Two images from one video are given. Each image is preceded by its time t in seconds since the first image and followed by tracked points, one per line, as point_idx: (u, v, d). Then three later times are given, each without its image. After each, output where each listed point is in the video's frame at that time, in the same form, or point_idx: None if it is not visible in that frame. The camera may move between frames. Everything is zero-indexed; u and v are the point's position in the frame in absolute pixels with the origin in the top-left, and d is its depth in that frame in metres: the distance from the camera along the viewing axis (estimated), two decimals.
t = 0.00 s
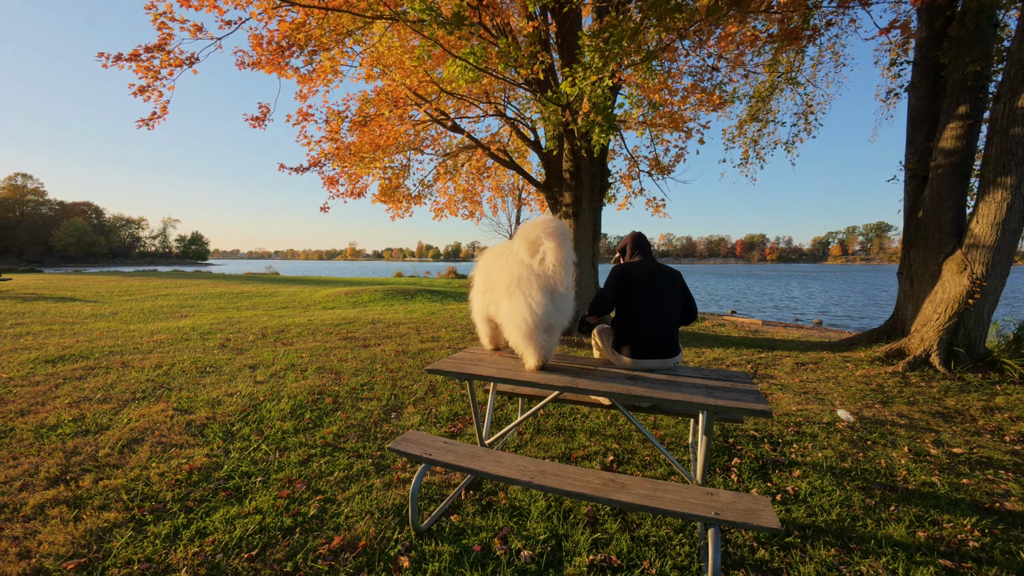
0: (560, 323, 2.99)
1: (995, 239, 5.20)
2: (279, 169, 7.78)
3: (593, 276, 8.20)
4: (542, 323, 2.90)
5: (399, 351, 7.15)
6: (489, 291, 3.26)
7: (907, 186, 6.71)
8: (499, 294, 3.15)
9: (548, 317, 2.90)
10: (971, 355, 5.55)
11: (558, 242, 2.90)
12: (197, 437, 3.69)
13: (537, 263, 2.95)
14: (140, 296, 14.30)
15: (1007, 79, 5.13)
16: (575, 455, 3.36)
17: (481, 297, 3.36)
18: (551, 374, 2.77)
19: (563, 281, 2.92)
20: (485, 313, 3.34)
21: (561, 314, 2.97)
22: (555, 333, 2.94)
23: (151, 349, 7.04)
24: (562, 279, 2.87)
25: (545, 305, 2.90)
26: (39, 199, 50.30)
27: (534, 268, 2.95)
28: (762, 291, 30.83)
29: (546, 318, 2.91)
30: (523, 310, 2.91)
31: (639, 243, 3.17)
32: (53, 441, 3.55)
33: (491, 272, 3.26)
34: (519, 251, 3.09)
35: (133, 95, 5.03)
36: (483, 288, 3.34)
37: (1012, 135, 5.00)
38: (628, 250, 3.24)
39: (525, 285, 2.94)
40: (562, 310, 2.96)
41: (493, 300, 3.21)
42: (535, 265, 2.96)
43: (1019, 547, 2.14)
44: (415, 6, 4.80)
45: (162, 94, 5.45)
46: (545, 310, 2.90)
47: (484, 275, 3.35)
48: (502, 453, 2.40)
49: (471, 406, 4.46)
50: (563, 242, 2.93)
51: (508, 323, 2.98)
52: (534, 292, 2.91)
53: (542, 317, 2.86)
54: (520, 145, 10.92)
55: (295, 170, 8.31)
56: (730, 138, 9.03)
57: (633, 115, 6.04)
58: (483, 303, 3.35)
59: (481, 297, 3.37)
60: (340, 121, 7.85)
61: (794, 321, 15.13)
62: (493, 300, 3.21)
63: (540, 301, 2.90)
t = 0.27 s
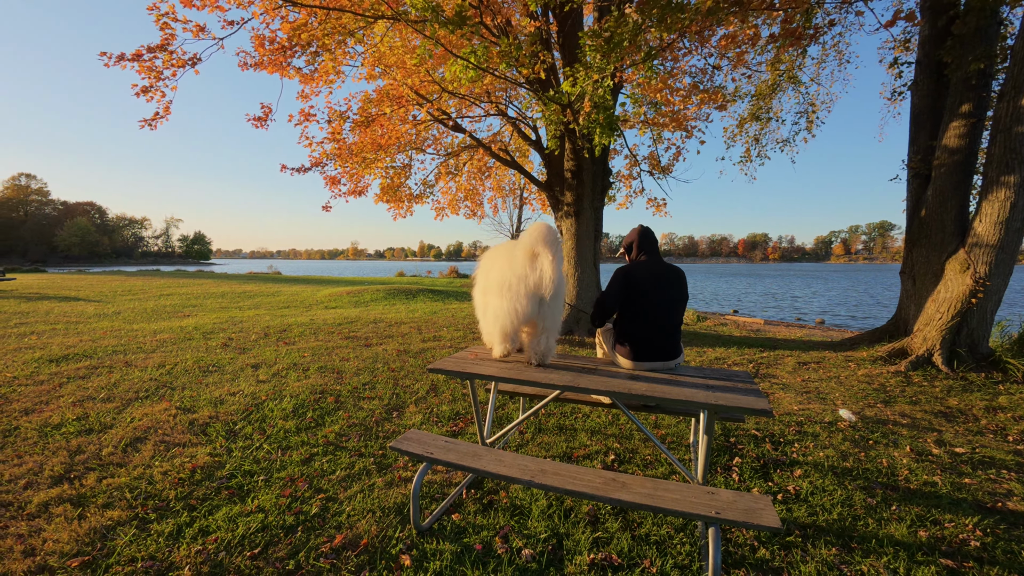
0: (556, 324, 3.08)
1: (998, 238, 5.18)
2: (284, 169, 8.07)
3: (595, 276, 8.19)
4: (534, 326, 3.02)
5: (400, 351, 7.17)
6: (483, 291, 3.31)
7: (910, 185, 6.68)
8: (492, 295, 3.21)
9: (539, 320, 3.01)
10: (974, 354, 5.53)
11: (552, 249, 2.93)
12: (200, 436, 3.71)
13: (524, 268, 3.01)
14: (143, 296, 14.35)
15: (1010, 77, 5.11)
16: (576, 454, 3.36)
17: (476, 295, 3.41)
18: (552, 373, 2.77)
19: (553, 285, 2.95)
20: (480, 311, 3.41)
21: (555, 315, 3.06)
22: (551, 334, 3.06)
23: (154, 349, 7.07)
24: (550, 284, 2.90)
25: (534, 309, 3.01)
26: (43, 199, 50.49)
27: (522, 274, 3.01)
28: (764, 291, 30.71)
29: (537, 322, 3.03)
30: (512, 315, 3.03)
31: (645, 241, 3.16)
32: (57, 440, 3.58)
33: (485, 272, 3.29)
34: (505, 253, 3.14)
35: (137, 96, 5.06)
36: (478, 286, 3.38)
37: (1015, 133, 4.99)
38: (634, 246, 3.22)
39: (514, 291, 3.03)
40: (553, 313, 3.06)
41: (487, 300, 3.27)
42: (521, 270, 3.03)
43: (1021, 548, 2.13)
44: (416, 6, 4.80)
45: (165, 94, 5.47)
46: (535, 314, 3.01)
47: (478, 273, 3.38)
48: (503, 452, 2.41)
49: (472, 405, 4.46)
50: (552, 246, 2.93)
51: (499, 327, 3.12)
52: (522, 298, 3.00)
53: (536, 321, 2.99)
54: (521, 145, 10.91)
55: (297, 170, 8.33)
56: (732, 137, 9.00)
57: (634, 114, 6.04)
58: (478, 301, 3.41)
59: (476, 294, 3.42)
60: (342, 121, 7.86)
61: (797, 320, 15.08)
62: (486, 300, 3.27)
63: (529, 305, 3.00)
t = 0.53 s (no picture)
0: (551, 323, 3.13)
1: (1000, 238, 5.17)
2: (284, 169, 8.21)
3: (596, 275, 8.18)
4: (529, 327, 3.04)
5: (401, 351, 7.17)
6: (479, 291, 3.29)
7: (911, 185, 6.67)
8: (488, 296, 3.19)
9: (535, 320, 3.04)
10: (975, 354, 5.52)
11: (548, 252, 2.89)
12: (201, 436, 3.72)
13: (519, 269, 2.99)
14: (144, 296, 14.38)
15: (1012, 77, 5.10)
16: (577, 454, 3.36)
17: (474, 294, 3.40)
18: (552, 373, 2.77)
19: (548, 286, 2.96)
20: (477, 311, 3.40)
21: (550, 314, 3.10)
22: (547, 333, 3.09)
23: (155, 348, 7.08)
24: (545, 285, 2.91)
25: (529, 311, 3.01)
26: (44, 199, 50.60)
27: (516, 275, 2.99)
28: (765, 290, 30.65)
29: (532, 322, 3.04)
30: (507, 317, 3.02)
31: (643, 242, 3.16)
32: (59, 439, 3.59)
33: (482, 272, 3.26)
34: (498, 253, 3.09)
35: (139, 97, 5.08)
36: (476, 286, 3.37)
37: (1016, 133, 4.98)
38: (634, 247, 3.22)
39: (508, 292, 3.02)
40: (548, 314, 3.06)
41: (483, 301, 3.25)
42: (515, 271, 3.01)
43: (1022, 547, 2.13)
44: (417, 6, 4.80)
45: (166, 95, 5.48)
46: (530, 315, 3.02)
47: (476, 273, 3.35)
48: (503, 452, 2.41)
49: (473, 405, 4.47)
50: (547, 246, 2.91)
51: (494, 328, 3.11)
52: (516, 299, 2.99)
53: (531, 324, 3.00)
54: (522, 144, 10.90)
55: (298, 170, 8.34)
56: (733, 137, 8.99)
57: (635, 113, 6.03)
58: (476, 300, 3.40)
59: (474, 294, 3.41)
60: (343, 121, 7.87)
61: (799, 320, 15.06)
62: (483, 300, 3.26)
63: (525, 306, 3.01)
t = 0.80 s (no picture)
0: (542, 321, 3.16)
1: (1000, 238, 5.16)
2: (285, 169, 8.35)
3: (596, 275, 8.18)
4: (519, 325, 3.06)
5: (401, 351, 7.18)
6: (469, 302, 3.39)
7: (911, 185, 6.66)
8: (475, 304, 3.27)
9: (522, 319, 3.05)
10: (975, 354, 5.52)
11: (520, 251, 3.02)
12: (202, 436, 3.73)
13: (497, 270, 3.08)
14: (144, 297, 14.40)
15: (1011, 77, 5.10)
16: (577, 454, 3.36)
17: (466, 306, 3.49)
18: (552, 374, 2.78)
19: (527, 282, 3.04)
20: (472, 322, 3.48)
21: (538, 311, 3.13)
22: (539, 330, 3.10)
23: (156, 349, 7.09)
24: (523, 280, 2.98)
25: (514, 312, 3.06)
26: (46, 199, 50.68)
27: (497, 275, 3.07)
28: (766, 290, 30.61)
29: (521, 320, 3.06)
30: (493, 322, 3.07)
31: (640, 242, 3.18)
32: (60, 440, 3.60)
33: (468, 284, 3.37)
34: (477, 263, 3.22)
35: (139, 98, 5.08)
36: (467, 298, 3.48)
37: (1016, 133, 4.98)
38: (631, 247, 3.22)
39: (491, 294, 3.10)
40: (533, 313, 3.09)
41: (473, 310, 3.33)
42: (494, 276, 3.11)
43: (1021, 548, 2.13)
44: (417, 7, 4.81)
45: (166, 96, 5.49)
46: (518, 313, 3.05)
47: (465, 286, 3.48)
48: (503, 453, 2.41)
49: (473, 405, 4.47)
50: (514, 244, 3.09)
51: (484, 334, 3.15)
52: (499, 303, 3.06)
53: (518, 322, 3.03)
54: (522, 145, 10.89)
55: (298, 171, 8.35)
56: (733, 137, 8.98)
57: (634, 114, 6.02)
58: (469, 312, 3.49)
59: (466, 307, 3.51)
60: (343, 121, 7.87)
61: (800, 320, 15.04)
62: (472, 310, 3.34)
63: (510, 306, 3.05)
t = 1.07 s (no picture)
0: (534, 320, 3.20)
1: (999, 238, 5.17)
2: (285, 169, 7.99)
3: (596, 276, 8.19)
4: (511, 326, 3.09)
5: (402, 352, 7.18)
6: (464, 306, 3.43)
7: (911, 185, 6.66)
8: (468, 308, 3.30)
9: (513, 320, 3.08)
10: (975, 354, 5.52)
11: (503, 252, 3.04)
12: (202, 438, 3.73)
13: (483, 274, 3.08)
14: (144, 297, 14.41)
15: (1011, 77, 5.10)
16: (576, 456, 3.37)
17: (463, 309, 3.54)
18: (551, 376, 2.78)
19: (514, 283, 3.05)
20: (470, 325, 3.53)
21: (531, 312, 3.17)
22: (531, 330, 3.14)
23: (156, 350, 7.09)
24: (508, 282, 3.00)
25: (502, 313, 3.08)
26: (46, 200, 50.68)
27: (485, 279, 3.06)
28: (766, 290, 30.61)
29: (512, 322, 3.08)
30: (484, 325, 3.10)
31: (638, 244, 3.18)
32: (60, 442, 3.60)
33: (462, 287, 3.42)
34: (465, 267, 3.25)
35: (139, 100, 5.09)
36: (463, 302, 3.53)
37: (1016, 133, 4.98)
38: (630, 249, 3.22)
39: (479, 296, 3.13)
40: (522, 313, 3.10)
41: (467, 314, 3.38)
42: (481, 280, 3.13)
43: (1019, 549, 2.14)
44: (416, 9, 4.81)
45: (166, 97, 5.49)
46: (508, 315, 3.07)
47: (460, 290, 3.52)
48: (503, 455, 2.42)
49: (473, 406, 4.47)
50: (497, 246, 3.10)
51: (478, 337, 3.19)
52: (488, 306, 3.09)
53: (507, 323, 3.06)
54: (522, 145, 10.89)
55: (298, 172, 8.35)
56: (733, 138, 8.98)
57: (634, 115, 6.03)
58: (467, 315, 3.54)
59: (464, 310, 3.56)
60: (342, 122, 7.88)
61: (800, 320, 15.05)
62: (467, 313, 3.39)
63: (499, 308, 3.08)
